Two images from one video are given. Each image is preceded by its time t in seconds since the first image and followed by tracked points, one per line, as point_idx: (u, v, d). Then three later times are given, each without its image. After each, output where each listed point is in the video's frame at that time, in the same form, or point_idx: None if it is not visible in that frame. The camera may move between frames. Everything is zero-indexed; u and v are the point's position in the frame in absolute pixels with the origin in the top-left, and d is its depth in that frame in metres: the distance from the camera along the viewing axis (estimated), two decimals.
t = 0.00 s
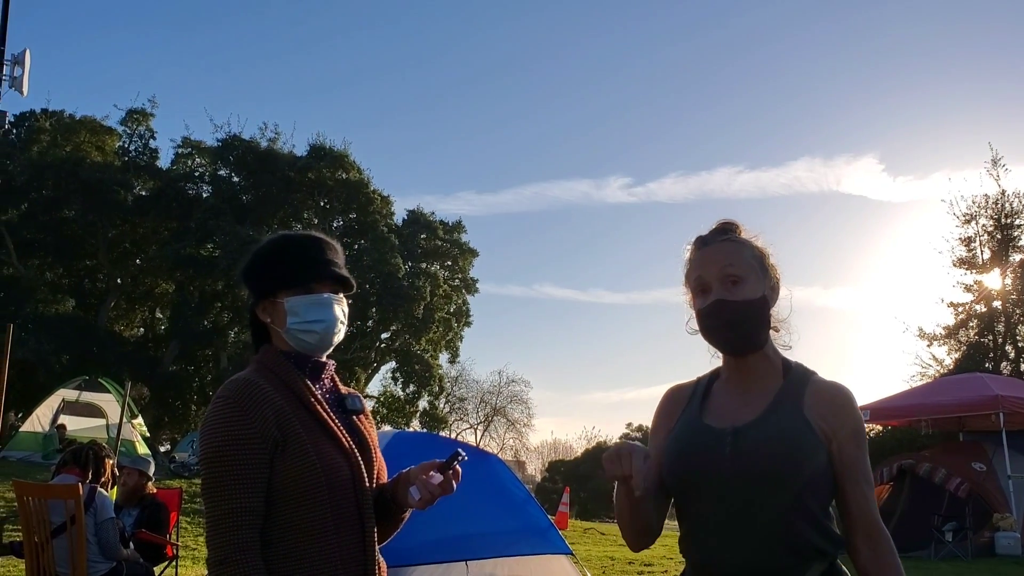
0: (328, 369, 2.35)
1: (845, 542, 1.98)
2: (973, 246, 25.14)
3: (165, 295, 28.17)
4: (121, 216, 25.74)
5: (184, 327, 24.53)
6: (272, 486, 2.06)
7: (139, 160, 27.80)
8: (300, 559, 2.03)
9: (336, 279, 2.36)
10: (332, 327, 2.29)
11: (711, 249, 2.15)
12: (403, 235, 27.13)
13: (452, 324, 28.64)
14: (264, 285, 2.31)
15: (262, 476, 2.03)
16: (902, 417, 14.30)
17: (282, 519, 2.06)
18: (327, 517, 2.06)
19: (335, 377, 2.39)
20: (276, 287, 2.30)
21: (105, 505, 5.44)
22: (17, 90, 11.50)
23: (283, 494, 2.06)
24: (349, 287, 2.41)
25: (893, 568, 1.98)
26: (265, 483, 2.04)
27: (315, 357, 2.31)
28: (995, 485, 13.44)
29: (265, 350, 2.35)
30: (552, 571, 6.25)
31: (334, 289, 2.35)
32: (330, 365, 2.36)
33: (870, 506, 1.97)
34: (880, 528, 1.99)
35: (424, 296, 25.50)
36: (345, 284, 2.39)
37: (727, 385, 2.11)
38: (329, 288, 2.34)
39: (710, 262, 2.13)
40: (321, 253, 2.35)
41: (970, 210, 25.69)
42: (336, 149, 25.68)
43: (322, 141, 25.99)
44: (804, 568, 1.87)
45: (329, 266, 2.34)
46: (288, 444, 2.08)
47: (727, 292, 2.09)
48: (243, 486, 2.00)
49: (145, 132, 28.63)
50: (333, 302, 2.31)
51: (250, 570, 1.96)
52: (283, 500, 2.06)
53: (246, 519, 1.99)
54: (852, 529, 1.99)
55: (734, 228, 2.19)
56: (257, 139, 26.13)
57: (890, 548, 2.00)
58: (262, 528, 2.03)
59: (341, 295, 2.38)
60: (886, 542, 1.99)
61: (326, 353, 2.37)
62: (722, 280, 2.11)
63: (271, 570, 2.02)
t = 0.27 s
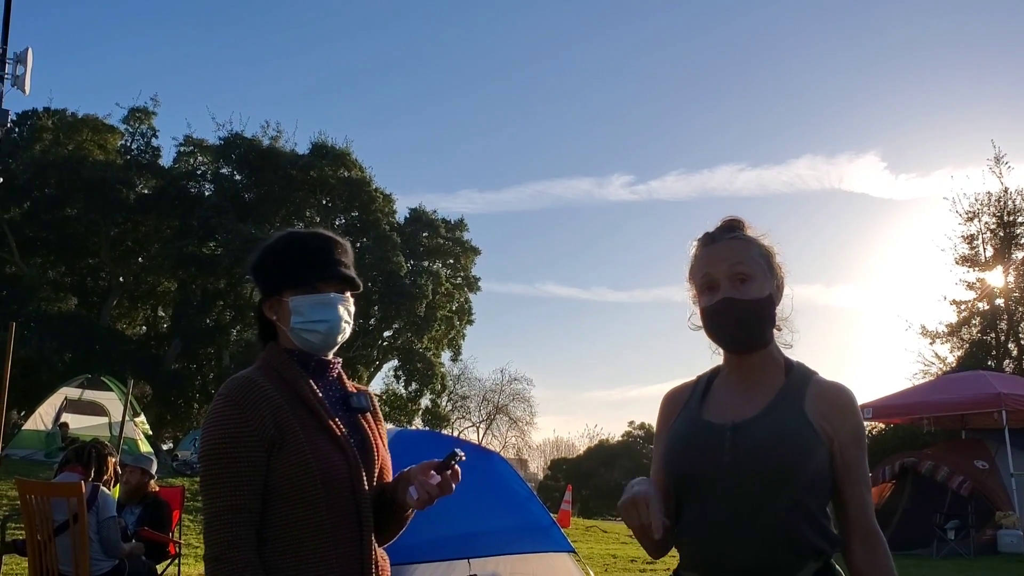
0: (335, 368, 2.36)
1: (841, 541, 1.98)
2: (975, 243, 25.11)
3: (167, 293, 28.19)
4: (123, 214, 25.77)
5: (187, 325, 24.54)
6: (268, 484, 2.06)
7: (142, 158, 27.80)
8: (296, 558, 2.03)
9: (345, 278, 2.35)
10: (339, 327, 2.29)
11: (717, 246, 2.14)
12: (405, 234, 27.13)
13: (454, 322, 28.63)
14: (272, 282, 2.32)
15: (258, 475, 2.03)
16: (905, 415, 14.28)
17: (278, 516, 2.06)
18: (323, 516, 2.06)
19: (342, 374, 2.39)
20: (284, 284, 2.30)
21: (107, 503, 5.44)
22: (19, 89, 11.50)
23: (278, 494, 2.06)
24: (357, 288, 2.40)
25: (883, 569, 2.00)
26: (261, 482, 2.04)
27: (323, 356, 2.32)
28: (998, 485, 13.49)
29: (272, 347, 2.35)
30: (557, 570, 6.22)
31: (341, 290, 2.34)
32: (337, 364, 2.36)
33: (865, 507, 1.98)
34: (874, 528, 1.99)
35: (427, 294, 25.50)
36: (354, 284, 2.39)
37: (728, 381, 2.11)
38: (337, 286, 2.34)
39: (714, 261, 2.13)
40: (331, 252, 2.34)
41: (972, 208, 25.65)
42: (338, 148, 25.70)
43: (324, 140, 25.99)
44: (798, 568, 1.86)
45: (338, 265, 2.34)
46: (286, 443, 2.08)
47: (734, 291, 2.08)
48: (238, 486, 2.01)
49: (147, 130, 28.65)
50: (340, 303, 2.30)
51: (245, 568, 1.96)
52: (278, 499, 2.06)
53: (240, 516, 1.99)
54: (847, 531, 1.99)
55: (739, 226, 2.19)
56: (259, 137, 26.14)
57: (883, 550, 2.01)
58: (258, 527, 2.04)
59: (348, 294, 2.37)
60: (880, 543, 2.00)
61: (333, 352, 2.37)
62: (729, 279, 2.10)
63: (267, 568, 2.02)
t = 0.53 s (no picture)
0: (342, 367, 2.35)
1: (820, 542, 1.98)
2: (977, 242, 25.07)
3: (169, 293, 28.19)
4: (125, 214, 25.77)
5: (188, 324, 24.54)
6: (262, 483, 2.07)
7: (143, 158, 27.81)
8: (288, 557, 2.04)
9: (348, 280, 2.34)
10: (342, 328, 2.28)
11: (710, 249, 2.14)
12: (406, 233, 27.12)
13: (456, 322, 28.63)
14: (276, 281, 2.32)
15: (251, 474, 2.04)
16: (906, 414, 14.28)
17: (273, 514, 2.07)
18: (316, 514, 2.06)
19: (348, 372, 2.38)
20: (287, 284, 2.30)
21: (110, 502, 5.44)
22: (21, 88, 11.51)
23: (272, 492, 2.07)
24: (360, 288, 2.39)
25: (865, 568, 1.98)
26: (255, 481, 2.05)
27: (331, 355, 2.31)
28: (1001, 482, 13.42)
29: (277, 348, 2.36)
30: (559, 570, 6.20)
31: (343, 289, 2.33)
32: (343, 363, 2.35)
33: (848, 508, 1.97)
34: (855, 530, 1.98)
35: (428, 294, 25.48)
36: (357, 285, 2.38)
37: (718, 382, 2.11)
38: (338, 287, 2.33)
39: (708, 263, 2.13)
40: (335, 252, 2.34)
41: (974, 207, 25.63)
42: (339, 147, 25.73)
43: (325, 140, 25.99)
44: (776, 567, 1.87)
45: (339, 266, 2.33)
46: (280, 443, 2.09)
47: (727, 297, 2.08)
48: (233, 484, 2.02)
49: (149, 130, 28.65)
50: (344, 304, 2.29)
51: (237, 565, 1.97)
52: (273, 498, 2.07)
53: (234, 513, 2.01)
54: (827, 531, 1.99)
55: (734, 229, 2.19)
56: (261, 136, 26.15)
57: (865, 551, 1.99)
58: (252, 526, 2.05)
59: (352, 295, 2.37)
60: (863, 547, 1.98)
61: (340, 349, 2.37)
62: (723, 283, 2.11)
63: (260, 567, 2.04)
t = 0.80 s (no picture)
0: (351, 364, 2.35)
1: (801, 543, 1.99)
2: (979, 241, 25.03)
3: (171, 292, 28.21)
4: (126, 213, 25.78)
5: (190, 324, 24.57)
6: (256, 484, 2.08)
7: (145, 157, 27.82)
8: (280, 556, 2.05)
9: (350, 281, 2.32)
10: (340, 330, 2.27)
11: (694, 253, 2.13)
12: (408, 232, 27.13)
13: (458, 321, 28.64)
14: (278, 280, 2.32)
15: (245, 474, 2.06)
16: (908, 413, 14.29)
17: (268, 516, 2.08)
18: (306, 517, 2.05)
19: (357, 368, 2.37)
20: (287, 284, 2.30)
21: (111, 502, 5.43)
22: (23, 88, 11.52)
23: (265, 492, 2.07)
24: (363, 288, 2.37)
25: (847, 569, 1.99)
26: (248, 481, 2.06)
27: (337, 354, 2.31)
28: (1002, 481, 13.36)
29: (281, 348, 2.37)
30: (560, 568, 6.21)
31: (343, 288, 2.31)
32: (351, 360, 2.34)
33: (830, 509, 1.98)
34: (836, 533, 1.99)
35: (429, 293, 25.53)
36: (359, 286, 2.36)
37: (703, 385, 2.10)
38: (335, 286, 2.30)
39: (688, 266, 2.13)
40: (340, 252, 2.33)
41: (976, 205, 25.59)
42: (340, 147, 25.81)
43: (327, 139, 26.00)
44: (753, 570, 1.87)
45: (340, 267, 2.31)
46: (274, 443, 2.09)
47: (693, 299, 2.10)
48: (226, 483, 2.04)
49: (150, 130, 28.67)
50: (339, 301, 2.26)
51: (231, 568, 1.99)
52: (266, 497, 2.08)
53: (229, 516, 2.03)
54: (811, 529, 2.01)
55: (722, 232, 2.17)
56: (262, 136, 26.16)
57: (847, 553, 2.00)
58: (246, 525, 2.06)
59: (355, 293, 2.34)
60: (844, 548, 1.99)
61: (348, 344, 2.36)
62: (689, 288, 2.12)
63: (254, 566, 2.05)
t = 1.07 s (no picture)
0: (358, 362, 2.34)
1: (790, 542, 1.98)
2: (979, 240, 25.01)
3: (172, 292, 28.22)
4: (127, 212, 25.77)
5: (191, 323, 24.58)
6: (255, 483, 2.09)
7: (146, 157, 27.82)
8: (276, 556, 2.05)
9: (355, 282, 2.32)
10: (342, 330, 2.26)
11: (690, 254, 2.13)
12: (408, 232, 27.11)
13: (458, 320, 28.64)
14: (284, 281, 2.34)
15: (243, 474, 2.07)
16: (909, 412, 14.28)
17: (267, 516, 2.08)
18: (301, 518, 2.05)
19: (364, 367, 2.36)
20: (293, 285, 2.30)
21: (112, 501, 5.43)
22: (23, 88, 11.53)
23: (263, 492, 2.08)
24: (368, 290, 2.36)
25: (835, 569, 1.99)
26: (248, 482, 2.08)
27: (343, 353, 2.31)
28: (1003, 479, 13.38)
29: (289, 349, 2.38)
30: (560, 567, 6.21)
31: (347, 289, 2.30)
32: (359, 360, 2.34)
33: (819, 510, 1.98)
34: (825, 533, 1.98)
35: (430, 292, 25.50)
36: (364, 287, 2.35)
37: (697, 385, 2.10)
38: (337, 287, 2.30)
39: (683, 267, 2.13)
40: (348, 254, 2.33)
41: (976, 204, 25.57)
42: (341, 146, 25.79)
43: (327, 138, 25.98)
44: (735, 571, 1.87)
45: (346, 269, 2.30)
46: (271, 443, 2.10)
47: (691, 303, 2.10)
48: (224, 483, 2.06)
49: (151, 129, 28.66)
50: (339, 301, 2.25)
51: (227, 569, 2.00)
52: (264, 498, 2.08)
53: (228, 516, 2.04)
54: (797, 530, 2.01)
55: (717, 234, 2.17)
56: (263, 135, 26.16)
57: (836, 553, 2.00)
58: (246, 525, 2.07)
59: (359, 295, 2.33)
60: (833, 548, 1.99)
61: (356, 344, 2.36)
62: (690, 288, 2.12)
63: (252, 566, 2.06)
